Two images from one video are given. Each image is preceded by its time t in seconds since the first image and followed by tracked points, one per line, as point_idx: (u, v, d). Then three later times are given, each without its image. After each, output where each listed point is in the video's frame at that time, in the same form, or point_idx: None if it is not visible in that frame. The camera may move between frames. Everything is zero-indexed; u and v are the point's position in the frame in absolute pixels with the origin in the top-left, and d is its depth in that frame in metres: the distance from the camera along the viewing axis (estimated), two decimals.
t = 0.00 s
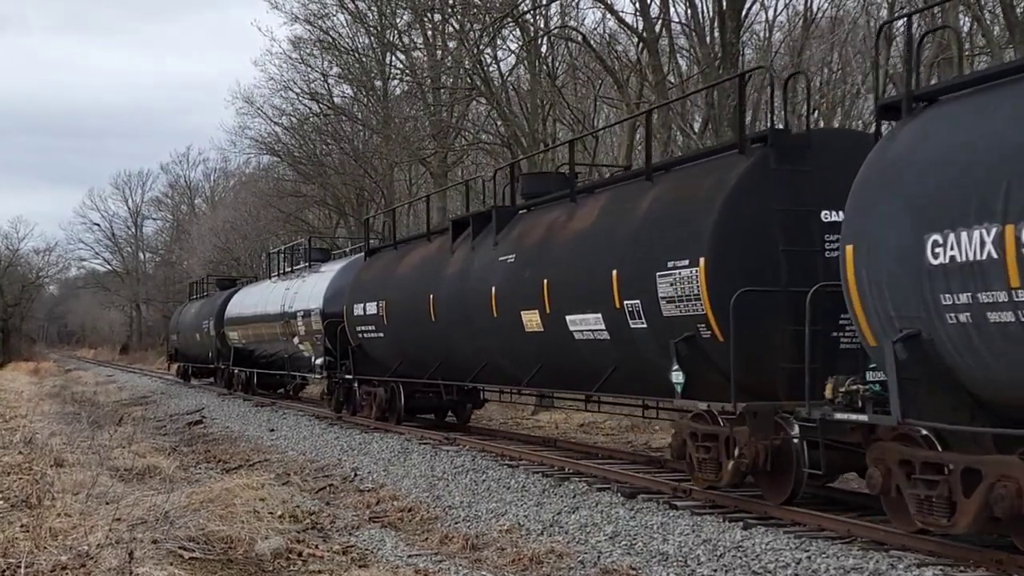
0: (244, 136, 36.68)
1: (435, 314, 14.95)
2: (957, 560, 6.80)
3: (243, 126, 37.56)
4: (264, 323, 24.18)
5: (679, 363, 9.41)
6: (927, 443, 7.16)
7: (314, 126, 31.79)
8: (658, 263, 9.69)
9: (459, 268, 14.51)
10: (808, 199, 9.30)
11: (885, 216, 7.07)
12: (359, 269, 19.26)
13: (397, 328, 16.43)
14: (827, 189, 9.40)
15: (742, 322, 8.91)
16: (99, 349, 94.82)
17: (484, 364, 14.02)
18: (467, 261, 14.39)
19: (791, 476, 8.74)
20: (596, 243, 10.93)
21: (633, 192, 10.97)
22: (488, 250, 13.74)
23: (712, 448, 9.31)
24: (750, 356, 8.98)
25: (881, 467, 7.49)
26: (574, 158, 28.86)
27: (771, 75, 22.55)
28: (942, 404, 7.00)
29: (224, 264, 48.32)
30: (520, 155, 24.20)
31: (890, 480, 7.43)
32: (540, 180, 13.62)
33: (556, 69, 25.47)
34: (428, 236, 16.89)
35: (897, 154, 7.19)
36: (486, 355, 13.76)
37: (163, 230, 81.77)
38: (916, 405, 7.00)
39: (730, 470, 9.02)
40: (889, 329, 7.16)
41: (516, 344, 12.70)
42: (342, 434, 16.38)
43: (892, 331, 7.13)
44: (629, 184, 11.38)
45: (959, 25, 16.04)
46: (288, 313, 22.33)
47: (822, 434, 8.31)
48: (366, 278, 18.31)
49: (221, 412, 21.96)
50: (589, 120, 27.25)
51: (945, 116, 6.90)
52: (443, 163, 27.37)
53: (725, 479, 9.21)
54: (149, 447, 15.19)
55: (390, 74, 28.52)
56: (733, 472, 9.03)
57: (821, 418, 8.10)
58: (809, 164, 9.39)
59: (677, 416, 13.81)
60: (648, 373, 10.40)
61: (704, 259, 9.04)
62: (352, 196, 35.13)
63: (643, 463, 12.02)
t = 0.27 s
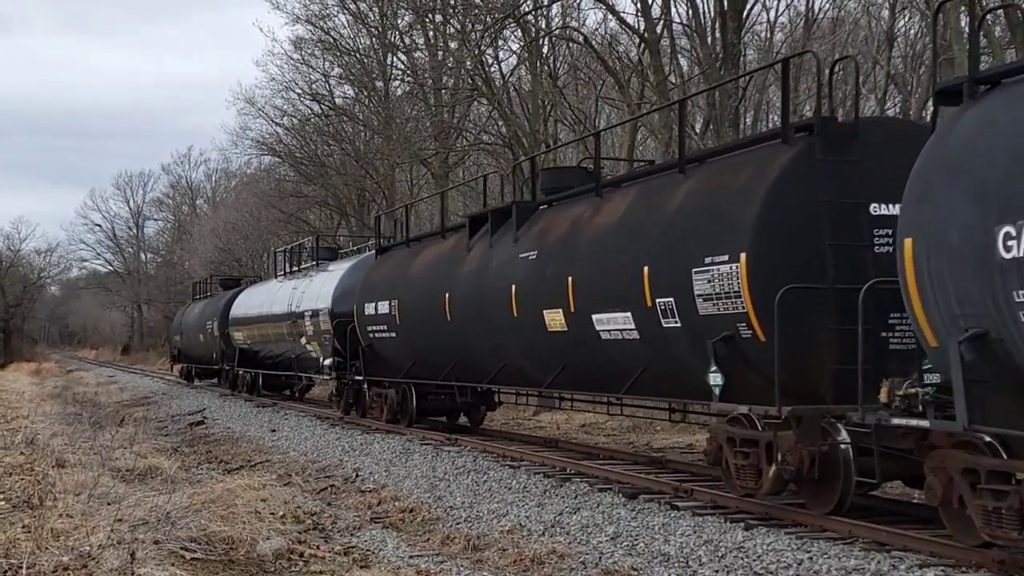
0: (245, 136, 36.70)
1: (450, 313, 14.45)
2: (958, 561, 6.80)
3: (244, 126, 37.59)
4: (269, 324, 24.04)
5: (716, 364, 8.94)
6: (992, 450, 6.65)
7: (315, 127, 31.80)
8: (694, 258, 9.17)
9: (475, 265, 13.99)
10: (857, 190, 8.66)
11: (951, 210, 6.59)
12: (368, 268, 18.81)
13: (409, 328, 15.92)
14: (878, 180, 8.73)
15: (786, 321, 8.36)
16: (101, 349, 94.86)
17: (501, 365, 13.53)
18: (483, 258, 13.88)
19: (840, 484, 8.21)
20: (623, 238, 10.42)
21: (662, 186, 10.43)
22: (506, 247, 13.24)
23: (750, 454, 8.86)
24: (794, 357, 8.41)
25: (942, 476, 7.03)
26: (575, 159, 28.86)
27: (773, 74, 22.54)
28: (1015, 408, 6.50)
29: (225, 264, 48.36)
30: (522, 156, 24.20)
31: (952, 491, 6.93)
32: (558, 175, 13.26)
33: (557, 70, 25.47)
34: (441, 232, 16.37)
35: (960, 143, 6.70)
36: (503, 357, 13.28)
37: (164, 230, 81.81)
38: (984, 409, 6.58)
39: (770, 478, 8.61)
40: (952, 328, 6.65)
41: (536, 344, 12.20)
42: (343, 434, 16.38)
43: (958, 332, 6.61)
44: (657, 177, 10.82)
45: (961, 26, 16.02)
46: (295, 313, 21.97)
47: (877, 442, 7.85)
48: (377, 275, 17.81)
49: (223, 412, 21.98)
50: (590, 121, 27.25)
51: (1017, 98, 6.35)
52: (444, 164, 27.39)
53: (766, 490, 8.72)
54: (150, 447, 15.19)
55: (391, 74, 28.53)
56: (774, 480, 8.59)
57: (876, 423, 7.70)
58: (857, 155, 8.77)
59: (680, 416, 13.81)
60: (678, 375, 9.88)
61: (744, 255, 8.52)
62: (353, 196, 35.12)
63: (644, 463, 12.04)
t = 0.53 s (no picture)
0: (246, 136, 36.72)
1: (467, 312, 14.12)
2: (958, 561, 6.80)
3: (244, 126, 37.62)
4: (272, 324, 23.92)
5: (758, 367, 8.63)
6: None
7: (315, 127, 31.79)
8: (732, 255, 8.83)
9: (493, 263, 13.65)
10: (906, 179, 8.25)
11: None
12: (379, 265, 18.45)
13: (424, 327, 15.59)
14: (929, 169, 8.33)
15: (835, 319, 7.99)
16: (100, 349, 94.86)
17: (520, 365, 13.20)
18: (502, 256, 13.55)
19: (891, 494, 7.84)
20: (652, 234, 10.07)
21: (693, 179, 10.06)
22: (527, 244, 12.90)
23: (793, 460, 8.44)
24: (841, 358, 8.04)
25: (1009, 486, 6.68)
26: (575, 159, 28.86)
27: (772, 74, 22.55)
28: None
29: (225, 264, 48.35)
30: (521, 156, 24.19)
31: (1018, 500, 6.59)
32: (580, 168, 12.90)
33: (557, 70, 25.47)
34: (456, 230, 16.04)
35: None
36: (523, 356, 12.97)
37: (164, 230, 81.83)
38: None
39: (814, 487, 8.19)
40: None
41: (559, 344, 11.87)
42: (343, 434, 16.38)
43: None
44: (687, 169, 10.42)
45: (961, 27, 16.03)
46: (301, 312, 21.65)
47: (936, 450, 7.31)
48: (389, 274, 17.48)
49: (223, 412, 22.00)
50: (590, 121, 27.24)
51: None
52: (444, 164, 27.40)
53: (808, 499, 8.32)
54: (151, 447, 15.20)
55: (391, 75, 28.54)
56: (819, 488, 8.16)
57: (937, 427, 7.17)
58: (907, 142, 8.35)
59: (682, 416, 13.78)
60: (713, 374, 9.52)
61: (789, 250, 8.15)
62: (353, 196, 35.13)
63: (645, 463, 12.04)
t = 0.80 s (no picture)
0: (246, 136, 36.76)
1: (484, 310, 13.61)
2: (959, 560, 6.79)
3: (244, 126, 37.67)
4: (274, 323, 23.78)
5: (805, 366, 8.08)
6: None
7: (315, 126, 31.80)
8: (775, 249, 8.31)
9: (512, 259, 13.13)
10: (966, 167, 7.65)
11: None
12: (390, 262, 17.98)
13: (437, 326, 15.10)
14: (991, 158, 7.74)
15: (889, 314, 7.38)
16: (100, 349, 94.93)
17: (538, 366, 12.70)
18: (520, 252, 13.02)
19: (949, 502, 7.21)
20: (685, 227, 9.56)
21: (730, 170, 9.53)
22: (548, 239, 12.38)
23: (840, 467, 7.96)
24: (900, 358, 7.46)
25: None
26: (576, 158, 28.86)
27: (772, 74, 22.58)
28: None
29: (225, 264, 48.29)
30: (522, 156, 24.20)
31: None
32: (603, 160, 12.44)
33: (557, 69, 25.49)
34: (471, 225, 15.54)
35: None
36: (544, 356, 12.44)
37: (165, 229, 81.91)
38: None
39: (864, 496, 7.72)
40: None
41: (582, 344, 11.36)
42: (343, 434, 16.39)
43: None
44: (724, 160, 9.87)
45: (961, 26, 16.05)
46: (308, 311, 21.23)
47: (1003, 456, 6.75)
48: (400, 271, 16.99)
49: (223, 411, 22.03)
50: (590, 120, 27.24)
51: None
52: (444, 164, 27.44)
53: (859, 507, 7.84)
54: (151, 446, 15.21)
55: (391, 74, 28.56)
56: (870, 497, 7.70)
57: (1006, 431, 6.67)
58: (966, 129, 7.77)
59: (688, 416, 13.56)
60: (754, 375, 8.98)
61: (840, 242, 7.60)
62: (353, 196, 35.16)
63: (646, 463, 12.02)
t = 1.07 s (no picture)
0: (245, 135, 36.76)
1: (501, 309, 13.14)
2: (959, 560, 6.79)
3: (244, 126, 37.68)
4: (277, 323, 23.63)
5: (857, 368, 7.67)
6: None
7: (314, 126, 31.79)
8: (820, 244, 7.85)
9: (530, 256, 12.64)
10: None
11: None
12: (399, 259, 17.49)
13: (451, 325, 14.62)
14: None
15: (950, 312, 6.89)
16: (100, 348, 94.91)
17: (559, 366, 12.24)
18: (539, 248, 12.52)
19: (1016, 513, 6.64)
20: (720, 221, 9.07)
21: (770, 160, 9.01)
22: (571, 235, 11.86)
23: (892, 474, 7.36)
24: (963, 357, 6.98)
25: None
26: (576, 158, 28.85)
27: (772, 73, 22.59)
28: None
29: (225, 264, 48.24)
30: (522, 156, 24.18)
31: None
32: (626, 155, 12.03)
33: (557, 69, 25.49)
34: (485, 220, 15.01)
35: None
36: (566, 355, 11.96)
37: (164, 229, 81.90)
38: None
39: (920, 505, 7.13)
40: None
41: (606, 343, 10.89)
42: (343, 433, 16.40)
43: None
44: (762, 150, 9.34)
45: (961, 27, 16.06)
46: (314, 311, 20.73)
47: None
48: (411, 268, 16.48)
49: (223, 411, 22.04)
50: (590, 120, 27.24)
51: None
52: (444, 164, 27.45)
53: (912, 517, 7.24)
54: (151, 446, 15.21)
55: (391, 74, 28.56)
56: (928, 506, 7.11)
57: None
58: None
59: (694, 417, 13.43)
60: (794, 375, 8.55)
61: (896, 236, 7.11)
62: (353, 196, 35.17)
63: (645, 463, 12.01)
